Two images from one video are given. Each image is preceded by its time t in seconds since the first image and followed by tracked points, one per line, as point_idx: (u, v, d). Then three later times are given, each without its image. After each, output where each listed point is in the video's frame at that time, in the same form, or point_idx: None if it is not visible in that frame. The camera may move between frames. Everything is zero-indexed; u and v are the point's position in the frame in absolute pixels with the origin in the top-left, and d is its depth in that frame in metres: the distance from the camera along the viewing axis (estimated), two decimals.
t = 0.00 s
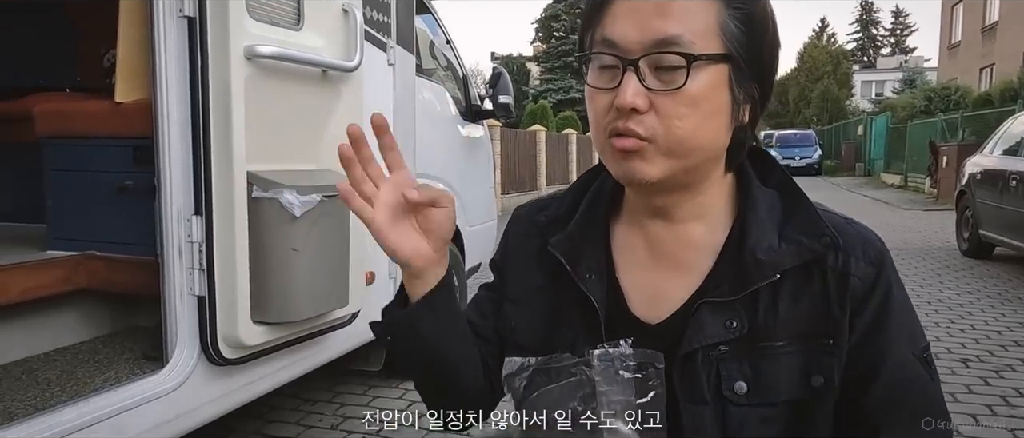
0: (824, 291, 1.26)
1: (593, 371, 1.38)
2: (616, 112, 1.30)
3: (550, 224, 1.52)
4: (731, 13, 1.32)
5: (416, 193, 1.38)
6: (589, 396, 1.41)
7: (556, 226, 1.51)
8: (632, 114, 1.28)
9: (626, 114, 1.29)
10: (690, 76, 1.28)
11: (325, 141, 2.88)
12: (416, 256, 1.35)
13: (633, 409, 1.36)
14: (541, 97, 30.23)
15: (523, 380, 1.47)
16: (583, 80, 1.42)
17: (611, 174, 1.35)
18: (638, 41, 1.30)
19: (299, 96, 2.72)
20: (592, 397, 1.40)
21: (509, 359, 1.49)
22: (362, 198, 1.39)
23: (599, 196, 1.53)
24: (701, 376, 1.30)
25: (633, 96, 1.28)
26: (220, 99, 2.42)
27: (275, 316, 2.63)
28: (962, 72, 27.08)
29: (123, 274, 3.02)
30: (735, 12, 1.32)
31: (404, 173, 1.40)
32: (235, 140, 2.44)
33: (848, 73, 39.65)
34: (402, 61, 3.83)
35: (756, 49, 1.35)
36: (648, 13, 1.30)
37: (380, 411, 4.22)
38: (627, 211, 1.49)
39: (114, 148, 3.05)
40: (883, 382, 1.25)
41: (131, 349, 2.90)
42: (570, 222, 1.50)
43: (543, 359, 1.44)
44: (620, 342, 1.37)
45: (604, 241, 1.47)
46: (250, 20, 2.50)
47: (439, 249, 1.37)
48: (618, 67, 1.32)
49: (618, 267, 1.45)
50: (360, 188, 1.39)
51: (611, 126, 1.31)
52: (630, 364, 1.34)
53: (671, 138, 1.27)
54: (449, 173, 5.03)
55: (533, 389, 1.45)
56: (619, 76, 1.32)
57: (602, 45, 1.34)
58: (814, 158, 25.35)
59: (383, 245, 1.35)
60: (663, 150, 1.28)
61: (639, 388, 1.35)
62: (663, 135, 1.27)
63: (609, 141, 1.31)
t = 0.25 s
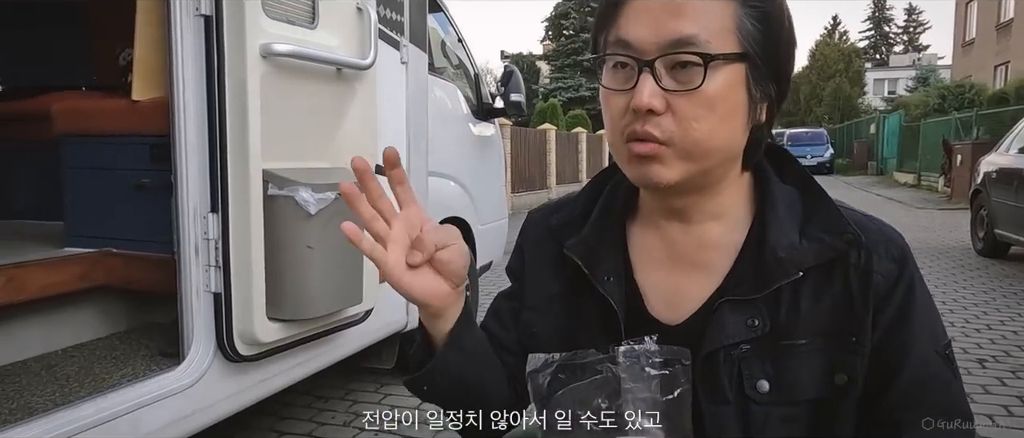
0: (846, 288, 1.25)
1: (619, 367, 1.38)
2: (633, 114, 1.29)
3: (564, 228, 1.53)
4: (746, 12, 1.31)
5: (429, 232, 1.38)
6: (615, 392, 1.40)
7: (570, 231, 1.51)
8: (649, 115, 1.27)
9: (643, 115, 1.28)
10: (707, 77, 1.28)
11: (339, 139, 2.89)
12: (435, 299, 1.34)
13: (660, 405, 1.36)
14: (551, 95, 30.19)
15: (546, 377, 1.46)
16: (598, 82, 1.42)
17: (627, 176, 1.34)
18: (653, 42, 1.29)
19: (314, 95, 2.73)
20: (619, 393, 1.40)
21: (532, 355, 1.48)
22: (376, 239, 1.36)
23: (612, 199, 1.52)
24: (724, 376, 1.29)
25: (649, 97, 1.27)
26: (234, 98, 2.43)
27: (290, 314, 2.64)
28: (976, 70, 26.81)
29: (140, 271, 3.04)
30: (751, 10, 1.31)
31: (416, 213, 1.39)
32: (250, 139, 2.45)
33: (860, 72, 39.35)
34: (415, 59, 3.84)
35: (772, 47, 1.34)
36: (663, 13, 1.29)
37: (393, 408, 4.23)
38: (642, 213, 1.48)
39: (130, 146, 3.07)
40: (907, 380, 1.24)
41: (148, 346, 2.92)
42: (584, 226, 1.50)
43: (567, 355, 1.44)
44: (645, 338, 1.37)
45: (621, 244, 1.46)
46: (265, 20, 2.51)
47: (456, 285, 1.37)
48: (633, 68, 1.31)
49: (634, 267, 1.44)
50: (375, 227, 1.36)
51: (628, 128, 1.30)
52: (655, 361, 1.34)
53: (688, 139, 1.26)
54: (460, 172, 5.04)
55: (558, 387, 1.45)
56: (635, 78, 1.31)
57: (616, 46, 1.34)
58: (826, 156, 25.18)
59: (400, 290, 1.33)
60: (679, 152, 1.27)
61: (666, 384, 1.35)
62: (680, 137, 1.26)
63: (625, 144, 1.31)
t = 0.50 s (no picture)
0: (859, 284, 1.23)
1: (625, 363, 1.36)
2: (645, 102, 1.26)
3: (571, 220, 1.50)
4: None
5: (428, 286, 1.29)
6: (621, 388, 1.40)
7: (577, 223, 1.49)
8: (662, 103, 1.25)
9: (655, 103, 1.25)
10: (721, 64, 1.25)
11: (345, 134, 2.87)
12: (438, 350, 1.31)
13: (667, 401, 1.34)
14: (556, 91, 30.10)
15: (551, 374, 1.43)
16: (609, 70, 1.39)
17: (637, 166, 1.32)
18: (666, 29, 1.27)
19: (320, 90, 2.72)
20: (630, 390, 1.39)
21: (537, 352, 1.45)
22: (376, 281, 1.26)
23: (620, 192, 1.50)
24: (732, 374, 1.26)
25: (662, 85, 1.24)
26: (240, 91, 2.41)
27: (294, 309, 2.63)
28: (985, 65, 26.60)
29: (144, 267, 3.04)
30: None
31: (414, 265, 1.28)
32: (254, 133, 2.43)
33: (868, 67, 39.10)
34: (420, 54, 3.81)
35: (786, 37, 1.32)
36: None
37: (398, 404, 4.23)
38: (653, 205, 1.45)
39: (135, 142, 3.07)
40: (921, 380, 1.21)
41: (153, 341, 2.92)
42: (590, 220, 1.47)
43: (573, 352, 1.42)
44: (651, 335, 1.34)
45: (628, 238, 1.44)
46: (271, 13, 2.49)
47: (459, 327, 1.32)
48: (646, 55, 1.29)
49: (641, 262, 1.42)
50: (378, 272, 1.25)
51: (639, 116, 1.28)
52: (663, 358, 1.31)
53: (701, 129, 1.24)
54: (466, 167, 5.02)
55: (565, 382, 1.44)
56: (647, 65, 1.29)
57: (628, 33, 1.31)
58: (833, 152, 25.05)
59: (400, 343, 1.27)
60: (692, 141, 1.24)
61: (674, 379, 1.31)
62: (693, 126, 1.24)
63: (636, 132, 1.28)
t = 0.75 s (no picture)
0: (854, 278, 1.22)
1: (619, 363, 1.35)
2: (640, 94, 1.26)
3: (565, 216, 1.49)
4: None
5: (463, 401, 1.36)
6: (617, 388, 1.37)
7: (571, 218, 1.47)
8: (657, 95, 1.24)
9: (649, 95, 1.24)
10: (716, 54, 1.24)
11: (343, 129, 2.86)
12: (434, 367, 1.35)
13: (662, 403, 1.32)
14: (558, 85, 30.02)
15: (545, 370, 1.44)
16: (603, 63, 1.38)
17: (633, 160, 1.31)
18: (662, 20, 1.25)
19: (318, 84, 2.70)
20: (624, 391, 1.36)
21: (532, 350, 1.45)
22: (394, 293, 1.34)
23: (616, 186, 1.49)
24: (727, 369, 1.26)
25: (657, 76, 1.23)
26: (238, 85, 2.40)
27: (293, 304, 2.62)
28: (990, 59, 26.46)
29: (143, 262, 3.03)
30: None
31: (445, 388, 1.35)
32: (252, 127, 2.42)
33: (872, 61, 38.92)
34: (419, 49, 3.79)
35: (781, 28, 1.30)
36: None
37: (399, 399, 4.23)
38: (648, 200, 1.44)
39: (134, 137, 3.06)
40: (916, 376, 1.20)
41: (153, 337, 2.92)
42: (585, 214, 1.46)
43: (568, 351, 1.41)
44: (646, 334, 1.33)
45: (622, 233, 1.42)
46: (267, 8, 2.47)
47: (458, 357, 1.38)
48: (641, 47, 1.28)
49: (635, 256, 1.41)
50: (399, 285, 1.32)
51: (634, 108, 1.27)
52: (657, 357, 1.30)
53: (697, 120, 1.23)
54: (467, 162, 5.01)
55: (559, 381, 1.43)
56: (642, 56, 1.28)
57: (623, 25, 1.30)
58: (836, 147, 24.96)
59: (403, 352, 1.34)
60: (688, 134, 1.23)
61: (669, 379, 1.30)
62: (687, 118, 1.23)
63: (632, 125, 1.27)
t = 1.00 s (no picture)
0: (839, 265, 1.20)
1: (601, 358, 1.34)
2: (626, 80, 1.24)
3: (556, 206, 1.48)
4: None
5: None
6: (599, 383, 1.36)
7: (563, 208, 1.46)
8: (643, 80, 1.23)
9: (635, 80, 1.23)
10: (702, 39, 1.22)
11: (338, 123, 2.84)
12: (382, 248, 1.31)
13: (644, 397, 1.31)
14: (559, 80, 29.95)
15: (528, 367, 1.43)
16: (590, 51, 1.37)
17: (620, 147, 1.29)
18: (647, 5, 1.24)
19: (312, 77, 2.68)
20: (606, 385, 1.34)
21: (515, 346, 1.45)
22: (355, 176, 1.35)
23: (608, 176, 1.48)
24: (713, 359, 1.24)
25: (642, 61, 1.22)
26: (230, 77, 2.38)
27: (286, 298, 2.61)
28: (992, 54, 26.36)
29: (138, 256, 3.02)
30: None
31: None
32: (245, 120, 2.40)
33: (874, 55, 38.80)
34: (416, 41, 3.76)
35: (768, 13, 1.29)
36: None
37: (396, 393, 4.22)
38: (638, 190, 1.42)
39: (129, 131, 3.04)
40: (905, 366, 1.18)
41: (147, 330, 2.92)
42: (576, 202, 1.46)
43: (549, 345, 1.40)
44: (630, 327, 1.32)
45: (611, 222, 1.42)
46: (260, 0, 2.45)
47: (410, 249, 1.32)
48: (626, 33, 1.27)
49: (623, 244, 1.40)
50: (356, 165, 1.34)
51: (621, 95, 1.25)
52: (640, 350, 1.29)
53: (684, 105, 1.21)
54: (465, 156, 4.99)
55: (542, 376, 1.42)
56: (628, 43, 1.27)
57: (608, 12, 1.29)
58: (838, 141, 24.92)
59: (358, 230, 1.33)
60: (675, 119, 1.22)
61: (651, 374, 1.29)
62: (674, 104, 1.21)
63: (619, 114, 1.26)
